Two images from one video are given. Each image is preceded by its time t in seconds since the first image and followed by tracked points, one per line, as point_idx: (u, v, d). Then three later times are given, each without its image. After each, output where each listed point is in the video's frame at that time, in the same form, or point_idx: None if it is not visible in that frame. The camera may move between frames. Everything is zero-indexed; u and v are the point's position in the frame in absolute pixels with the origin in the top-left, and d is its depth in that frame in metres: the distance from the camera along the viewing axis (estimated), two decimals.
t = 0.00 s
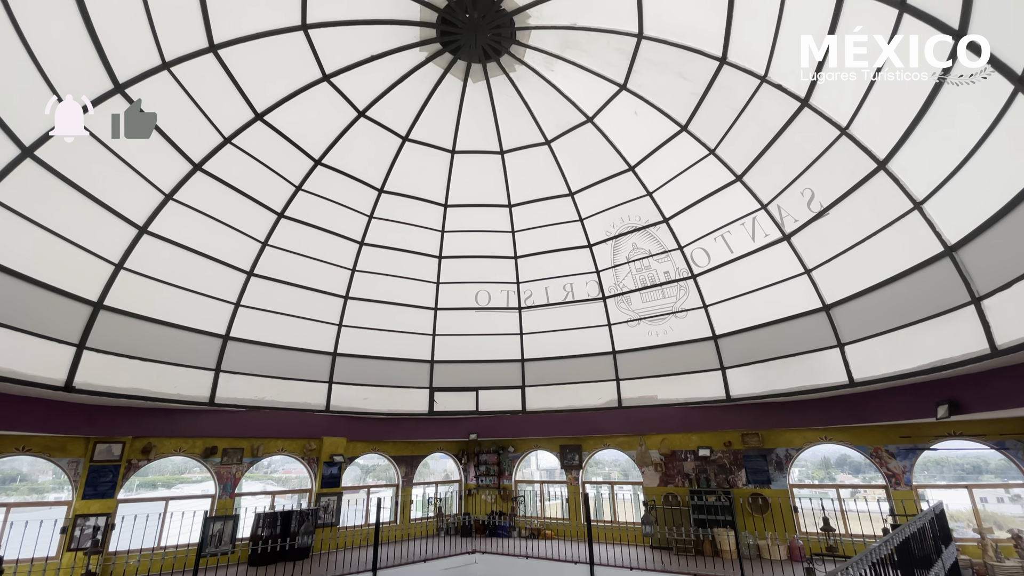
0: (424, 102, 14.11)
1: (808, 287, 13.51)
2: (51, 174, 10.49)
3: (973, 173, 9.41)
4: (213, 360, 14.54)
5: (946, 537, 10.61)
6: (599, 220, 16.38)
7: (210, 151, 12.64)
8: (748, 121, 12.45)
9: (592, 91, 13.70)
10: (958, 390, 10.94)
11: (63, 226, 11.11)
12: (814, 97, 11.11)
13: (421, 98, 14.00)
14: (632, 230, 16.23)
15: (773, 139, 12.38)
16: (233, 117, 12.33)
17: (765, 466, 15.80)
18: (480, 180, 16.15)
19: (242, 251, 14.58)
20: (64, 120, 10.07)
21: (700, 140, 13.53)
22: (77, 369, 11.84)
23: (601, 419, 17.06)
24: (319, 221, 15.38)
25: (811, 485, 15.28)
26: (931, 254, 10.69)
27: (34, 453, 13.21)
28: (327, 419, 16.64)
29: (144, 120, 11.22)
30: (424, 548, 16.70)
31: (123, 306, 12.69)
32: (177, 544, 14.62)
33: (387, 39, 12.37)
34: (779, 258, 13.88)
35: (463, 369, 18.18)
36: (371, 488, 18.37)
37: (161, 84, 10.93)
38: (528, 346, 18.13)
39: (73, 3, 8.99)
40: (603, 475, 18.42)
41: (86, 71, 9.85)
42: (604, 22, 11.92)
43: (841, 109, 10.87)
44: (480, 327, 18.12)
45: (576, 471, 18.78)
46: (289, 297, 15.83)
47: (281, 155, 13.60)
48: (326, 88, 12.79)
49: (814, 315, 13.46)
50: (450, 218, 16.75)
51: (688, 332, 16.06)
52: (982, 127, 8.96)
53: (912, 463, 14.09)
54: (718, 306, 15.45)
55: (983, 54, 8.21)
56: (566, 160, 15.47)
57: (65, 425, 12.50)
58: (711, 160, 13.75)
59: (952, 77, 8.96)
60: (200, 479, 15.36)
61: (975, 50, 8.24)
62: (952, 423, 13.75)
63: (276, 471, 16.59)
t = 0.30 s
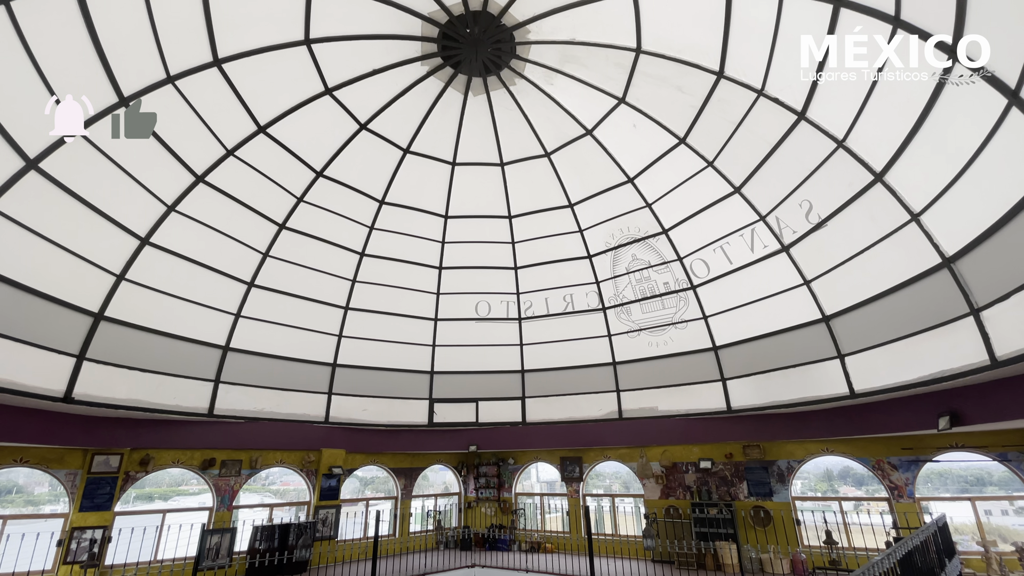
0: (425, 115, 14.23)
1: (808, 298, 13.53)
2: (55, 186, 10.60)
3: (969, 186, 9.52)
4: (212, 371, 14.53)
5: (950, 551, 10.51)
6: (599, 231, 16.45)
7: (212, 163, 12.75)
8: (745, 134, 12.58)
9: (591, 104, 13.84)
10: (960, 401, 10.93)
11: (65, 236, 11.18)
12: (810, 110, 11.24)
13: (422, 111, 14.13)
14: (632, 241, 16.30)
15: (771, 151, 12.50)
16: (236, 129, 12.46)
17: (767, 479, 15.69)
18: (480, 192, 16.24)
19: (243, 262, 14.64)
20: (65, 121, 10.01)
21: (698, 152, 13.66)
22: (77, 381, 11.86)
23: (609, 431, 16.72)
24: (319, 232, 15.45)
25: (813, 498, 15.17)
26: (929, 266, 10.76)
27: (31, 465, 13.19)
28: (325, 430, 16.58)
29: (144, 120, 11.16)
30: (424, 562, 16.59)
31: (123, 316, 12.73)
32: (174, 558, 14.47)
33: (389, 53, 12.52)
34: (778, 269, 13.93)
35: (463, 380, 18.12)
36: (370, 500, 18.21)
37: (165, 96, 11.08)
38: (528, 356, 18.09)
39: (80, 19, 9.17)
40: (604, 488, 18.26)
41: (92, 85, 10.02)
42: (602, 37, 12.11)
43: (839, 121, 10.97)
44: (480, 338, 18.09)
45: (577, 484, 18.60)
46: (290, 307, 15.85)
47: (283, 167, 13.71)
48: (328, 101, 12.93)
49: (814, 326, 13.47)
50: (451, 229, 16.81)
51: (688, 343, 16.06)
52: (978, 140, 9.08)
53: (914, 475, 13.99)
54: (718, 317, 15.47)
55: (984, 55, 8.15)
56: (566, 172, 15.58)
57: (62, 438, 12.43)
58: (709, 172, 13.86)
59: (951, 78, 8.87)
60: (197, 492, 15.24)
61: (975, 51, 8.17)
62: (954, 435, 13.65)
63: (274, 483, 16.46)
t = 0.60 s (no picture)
0: (426, 126, 14.33)
1: (807, 308, 13.54)
2: (57, 196, 10.74)
3: (967, 198, 9.64)
4: (212, 382, 14.53)
5: (954, 563, 10.44)
6: (599, 241, 16.50)
7: (215, 173, 12.85)
8: (744, 145, 12.69)
9: (590, 116, 13.96)
10: (962, 412, 10.92)
11: (65, 245, 11.28)
12: (807, 122, 11.35)
13: (423, 123, 14.24)
14: (632, 251, 16.34)
15: (769, 162, 12.59)
16: (238, 140, 12.58)
17: (768, 490, 15.57)
18: (480, 203, 16.30)
19: (243, 272, 14.68)
20: (64, 120, 10.01)
21: (697, 163, 13.75)
22: (77, 391, 11.87)
23: (606, 441, 16.82)
24: (320, 242, 15.51)
25: (816, 510, 15.04)
26: (928, 276, 10.82)
27: (29, 475, 13.13)
28: (324, 441, 16.51)
29: (144, 119, 11.00)
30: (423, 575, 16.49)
31: (123, 326, 12.77)
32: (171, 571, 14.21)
33: (391, 66, 12.66)
34: (777, 280, 13.95)
35: (462, 391, 18.05)
36: (368, 512, 18.05)
37: (168, 109, 11.24)
38: (528, 367, 18.04)
39: (86, 32, 9.36)
40: (605, 499, 18.10)
41: (97, 96, 10.20)
42: (601, 50, 12.27)
43: (835, 133, 11.08)
44: (480, 348, 18.05)
45: (578, 495, 18.47)
46: (290, 317, 15.86)
47: (284, 178, 13.80)
48: (330, 112, 13.05)
49: (814, 336, 13.47)
50: (451, 239, 16.85)
51: (688, 353, 16.04)
52: (974, 151, 9.19)
53: (917, 486, 13.89)
54: (718, 327, 15.46)
55: (984, 55, 8.12)
56: (566, 183, 15.66)
57: (59, 448, 12.41)
58: (708, 183, 13.95)
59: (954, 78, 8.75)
60: (195, 503, 15.16)
61: (975, 51, 8.15)
62: (956, 446, 13.58)
63: (272, 495, 16.34)
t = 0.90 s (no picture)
0: (427, 137, 14.43)
1: (808, 318, 13.55)
2: (60, 206, 10.82)
3: (965, 208, 9.71)
4: (212, 391, 14.51)
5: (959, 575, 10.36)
6: (598, 251, 16.54)
7: (217, 183, 12.93)
8: (742, 156, 12.78)
9: (590, 126, 14.06)
10: (965, 423, 10.91)
11: (68, 255, 11.34)
12: (805, 133, 11.44)
13: (424, 133, 14.34)
14: (632, 261, 16.38)
15: (767, 172, 12.68)
16: (241, 150, 12.68)
17: (771, 501, 15.43)
18: (481, 213, 16.36)
19: (244, 281, 14.72)
20: (64, 120, 9.88)
21: (696, 174, 13.83)
22: (77, 400, 11.87)
23: (606, 450, 16.77)
24: (321, 252, 15.56)
25: (819, 522, 14.88)
26: (927, 285, 10.86)
27: (27, 486, 13.05)
28: (324, 450, 16.44)
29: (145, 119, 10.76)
30: None
31: (124, 335, 12.79)
32: None
33: (393, 78, 12.79)
34: (777, 289, 13.97)
35: (462, 400, 17.97)
36: (367, 523, 17.86)
37: (172, 120, 11.36)
38: (529, 376, 17.99)
39: (92, 45, 9.49)
40: (606, 511, 17.89)
41: (103, 108, 10.34)
42: (601, 63, 12.41)
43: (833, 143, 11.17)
44: (480, 357, 18.00)
45: (579, 506, 18.31)
46: (290, 327, 15.87)
47: (285, 188, 13.88)
48: (332, 123, 13.16)
49: (815, 345, 13.46)
50: (452, 249, 16.89)
51: (688, 362, 16.03)
52: (970, 162, 9.29)
53: (920, 497, 13.79)
54: (718, 336, 15.45)
55: (983, 55, 8.12)
56: (566, 193, 15.73)
57: (57, 458, 12.38)
58: (707, 193, 14.02)
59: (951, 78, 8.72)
60: (192, 514, 15.00)
61: (974, 51, 8.14)
62: (958, 456, 13.50)
63: (270, 506, 16.18)
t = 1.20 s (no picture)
0: (428, 147, 14.52)
1: (809, 327, 13.53)
2: (63, 215, 10.89)
3: (964, 217, 9.76)
4: (211, 400, 14.47)
5: None
6: (599, 259, 16.57)
7: (219, 193, 13.00)
8: (742, 165, 12.86)
9: (590, 136, 14.15)
10: (968, 432, 10.87)
11: (70, 264, 11.39)
12: (804, 143, 11.51)
13: (425, 143, 14.43)
14: (632, 269, 16.40)
15: (766, 182, 12.75)
16: (243, 160, 12.76)
17: (773, 512, 15.28)
18: (481, 222, 16.41)
19: (246, 290, 14.76)
20: (64, 121, 9.87)
21: (695, 183, 13.90)
22: (76, 409, 11.86)
23: (606, 461, 16.81)
24: (322, 261, 15.60)
25: (822, 532, 14.76)
26: (927, 294, 10.87)
27: (24, 496, 12.98)
28: (323, 460, 16.35)
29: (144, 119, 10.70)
30: None
31: (124, 344, 12.80)
32: None
33: (394, 88, 12.89)
34: (778, 298, 13.97)
35: (463, 410, 17.89)
36: (366, 534, 17.70)
37: (175, 130, 11.46)
38: (529, 385, 17.93)
39: (97, 57, 9.59)
40: (607, 521, 17.69)
41: (106, 120, 10.46)
42: (600, 73, 12.53)
43: (832, 152, 11.23)
44: (480, 366, 17.96)
45: (579, 517, 18.09)
46: (290, 335, 15.86)
47: (287, 197, 13.94)
48: (334, 133, 13.25)
49: (816, 354, 13.44)
50: (452, 258, 16.92)
51: (689, 371, 15.99)
52: (969, 172, 9.35)
53: (924, 508, 13.69)
54: (719, 345, 15.43)
55: (984, 55, 8.03)
56: (566, 202, 15.79)
57: (55, 467, 12.35)
58: (707, 203, 14.09)
59: (951, 78, 8.65)
60: (189, 524, 14.87)
61: (975, 51, 8.05)
62: (962, 466, 13.38)
63: (267, 516, 16.04)
